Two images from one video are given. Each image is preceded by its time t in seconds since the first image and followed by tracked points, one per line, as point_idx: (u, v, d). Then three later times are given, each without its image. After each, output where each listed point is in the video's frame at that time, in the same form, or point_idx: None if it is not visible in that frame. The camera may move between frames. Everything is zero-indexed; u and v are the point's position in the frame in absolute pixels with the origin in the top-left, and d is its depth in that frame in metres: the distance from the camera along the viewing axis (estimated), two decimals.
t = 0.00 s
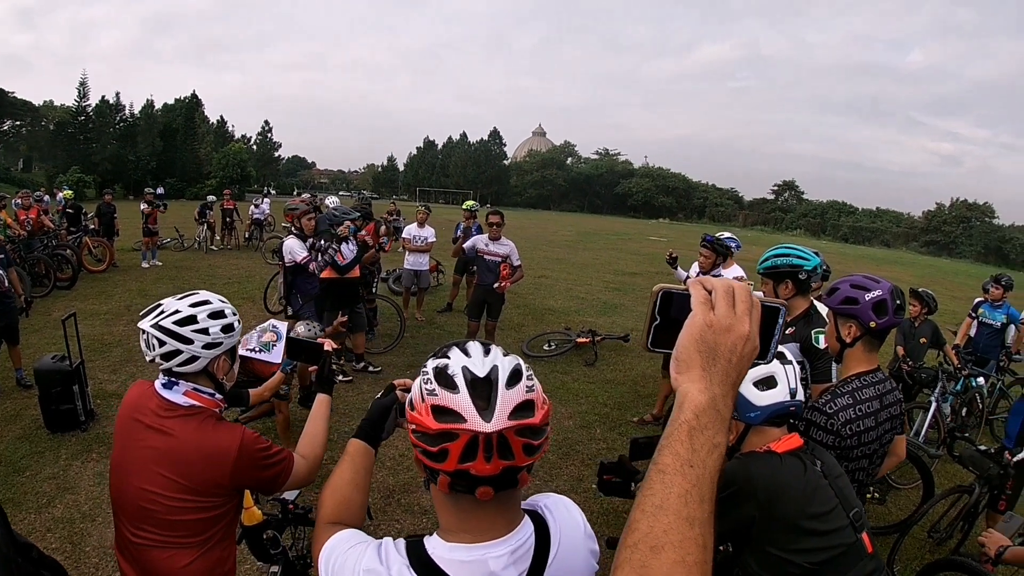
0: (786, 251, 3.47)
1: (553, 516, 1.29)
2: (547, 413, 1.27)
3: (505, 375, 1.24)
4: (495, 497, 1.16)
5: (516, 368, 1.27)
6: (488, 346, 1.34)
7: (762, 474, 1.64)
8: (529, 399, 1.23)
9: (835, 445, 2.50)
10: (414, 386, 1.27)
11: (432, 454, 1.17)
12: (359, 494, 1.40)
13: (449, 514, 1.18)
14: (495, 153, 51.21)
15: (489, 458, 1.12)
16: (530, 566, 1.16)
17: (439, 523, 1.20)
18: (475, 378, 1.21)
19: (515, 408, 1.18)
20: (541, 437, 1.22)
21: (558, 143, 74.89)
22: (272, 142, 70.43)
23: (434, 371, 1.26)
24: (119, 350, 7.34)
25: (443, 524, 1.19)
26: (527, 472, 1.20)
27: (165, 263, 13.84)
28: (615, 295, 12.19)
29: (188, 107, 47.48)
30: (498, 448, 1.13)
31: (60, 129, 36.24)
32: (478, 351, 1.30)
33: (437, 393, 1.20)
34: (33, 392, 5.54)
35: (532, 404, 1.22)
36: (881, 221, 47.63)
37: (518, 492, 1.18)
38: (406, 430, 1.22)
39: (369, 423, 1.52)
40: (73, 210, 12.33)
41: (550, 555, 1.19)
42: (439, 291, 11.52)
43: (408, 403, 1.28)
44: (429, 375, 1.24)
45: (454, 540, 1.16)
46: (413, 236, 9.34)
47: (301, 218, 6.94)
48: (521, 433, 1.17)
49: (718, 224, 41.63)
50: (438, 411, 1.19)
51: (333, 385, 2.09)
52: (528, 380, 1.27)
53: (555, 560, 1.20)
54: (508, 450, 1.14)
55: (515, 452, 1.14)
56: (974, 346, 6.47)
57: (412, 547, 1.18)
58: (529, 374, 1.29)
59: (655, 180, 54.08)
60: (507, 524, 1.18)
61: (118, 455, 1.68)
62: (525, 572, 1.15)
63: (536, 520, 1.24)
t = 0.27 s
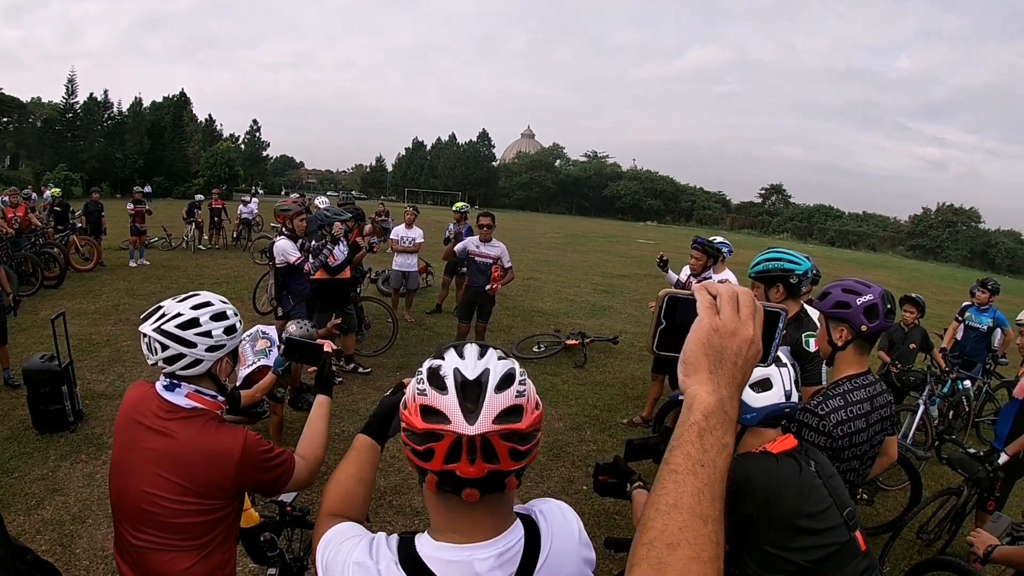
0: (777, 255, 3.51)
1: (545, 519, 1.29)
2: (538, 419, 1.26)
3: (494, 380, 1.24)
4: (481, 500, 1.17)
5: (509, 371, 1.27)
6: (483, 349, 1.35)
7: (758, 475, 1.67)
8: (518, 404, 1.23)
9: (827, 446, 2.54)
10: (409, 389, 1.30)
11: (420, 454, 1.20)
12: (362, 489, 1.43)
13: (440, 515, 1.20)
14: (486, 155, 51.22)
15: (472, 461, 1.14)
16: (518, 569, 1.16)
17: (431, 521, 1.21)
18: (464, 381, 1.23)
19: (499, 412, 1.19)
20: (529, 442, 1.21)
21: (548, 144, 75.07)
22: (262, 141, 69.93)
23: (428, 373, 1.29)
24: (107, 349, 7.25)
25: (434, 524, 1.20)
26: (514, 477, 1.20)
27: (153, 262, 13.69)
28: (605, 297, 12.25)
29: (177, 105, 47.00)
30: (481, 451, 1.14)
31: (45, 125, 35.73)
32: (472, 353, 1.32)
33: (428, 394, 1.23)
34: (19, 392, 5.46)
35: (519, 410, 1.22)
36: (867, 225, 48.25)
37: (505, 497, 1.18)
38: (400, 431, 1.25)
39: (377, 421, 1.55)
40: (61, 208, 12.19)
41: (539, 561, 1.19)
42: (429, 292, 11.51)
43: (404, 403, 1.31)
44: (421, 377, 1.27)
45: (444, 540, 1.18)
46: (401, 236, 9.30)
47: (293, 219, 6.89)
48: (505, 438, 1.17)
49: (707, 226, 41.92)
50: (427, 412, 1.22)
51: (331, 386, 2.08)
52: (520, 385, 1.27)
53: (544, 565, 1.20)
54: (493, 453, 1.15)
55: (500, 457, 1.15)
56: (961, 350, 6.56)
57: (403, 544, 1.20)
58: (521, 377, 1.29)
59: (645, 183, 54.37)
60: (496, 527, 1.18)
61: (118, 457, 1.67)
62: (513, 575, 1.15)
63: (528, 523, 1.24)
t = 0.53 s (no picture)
0: (770, 260, 3.55)
1: (541, 519, 1.28)
2: (534, 419, 1.25)
3: (490, 377, 1.25)
4: (473, 496, 1.18)
5: (506, 370, 1.27)
6: (484, 349, 1.37)
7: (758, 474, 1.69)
8: (512, 403, 1.22)
9: (818, 447, 2.58)
10: (409, 385, 1.32)
11: (415, 446, 1.22)
12: (369, 481, 1.47)
13: (435, 509, 1.21)
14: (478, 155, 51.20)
15: (461, 455, 1.14)
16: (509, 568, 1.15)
17: (429, 515, 1.23)
18: (462, 377, 1.24)
19: (491, 410, 1.19)
20: (521, 441, 1.20)
21: (539, 145, 75.16)
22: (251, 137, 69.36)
23: (428, 369, 1.32)
24: (95, 346, 7.16)
25: (430, 518, 1.21)
26: (507, 476, 1.20)
27: (140, 258, 13.54)
28: (593, 299, 12.31)
29: (166, 100, 46.48)
30: (471, 446, 1.15)
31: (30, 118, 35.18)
32: (473, 352, 1.34)
33: (425, 387, 1.25)
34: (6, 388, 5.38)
35: (512, 409, 1.21)
36: (853, 230, 48.86)
37: (498, 496, 1.18)
38: (398, 424, 1.28)
39: (388, 415, 1.58)
40: (48, 201, 12.05)
41: (532, 560, 1.18)
42: (418, 291, 11.49)
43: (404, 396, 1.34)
44: (421, 372, 1.30)
45: (439, 533, 1.19)
46: (391, 235, 9.28)
47: (288, 218, 6.83)
48: (496, 436, 1.17)
49: (696, 229, 42.22)
50: (422, 405, 1.25)
51: (334, 384, 2.08)
52: (517, 385, 1.26)
53: (537, 565, 1.19)
54: (483, 449, 1.15)
55: (489, 454, 1.15)
56: (947, 354, 6.66)
57: (399, 536, 1.21)
58: (519, 377, 1.29)
59: (635, 185, 54.64)
60: (488, 525, 1.19)
61: (122, 454, 1.66)
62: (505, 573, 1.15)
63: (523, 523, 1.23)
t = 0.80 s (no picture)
0: (759, 265, 3.61)
1: (533, 517, 1.27)
2: (525, 417, 1.27)
3: (481, 376, 1.27)
4: (463, 492, 1.19)
5: (499, 370, 1.30)
6: (476, 349, 1.39)
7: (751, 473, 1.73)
8: (502, 401, 1.24)
9: (807, 449, 2.63)
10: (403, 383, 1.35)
11: (407, 440, 1.24)
12: (371, 477, 1.49)
13: (427, 503, 1.22)
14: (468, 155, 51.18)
15: (450, 450, 1.16)
16: (498, 565, 1.14)
17: (421, 511, 1.24)
18: (453, 375, 1.27)
19: (481, 407, 1.21)
20: (510, 439, 1.22)
21: (528, 146, 75.26)
22: (238, 133, 68.69)
23: (421, 368, 1.35)
24: (81, 344, 7.07)
25: (422, 513, 1.22)
26: (497, 472, 1.21)
27: (126, 255, 13.37)
28: (580, 300, 12.38)
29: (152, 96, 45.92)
30: (459, 442, 1.16)
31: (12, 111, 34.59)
32: (465, 352, 1.37)
33: (417, 383, 1.28)
34: None
35: (502, 406, 1.23)
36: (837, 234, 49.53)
37: (488, 492, 1.20)
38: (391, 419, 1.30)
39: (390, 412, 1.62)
40: (35, 197, 11.90)
41: (521, 558, 1.16)
42: (406, 291, 11.48)
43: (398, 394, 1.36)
44: (414, 370, 1.32)
45: (429, 529, 1.20)
46: (379, 235, 9.25)
47: (280, 217, 6.80)
48: (484, 432, 1.19)
49: (683, 232, 42.54)
50: (415, 400, 1.27)
51: (333, 384, 2.10)
52: (508, 383, 1.28)
53: (526, 563, 1.17)
54: (471, 445, 1.17)
55: (478, 450, 1.17)
56: (931, 358, 6.78)
57: (391, 530, 1.22)
58: (511, 375, 1.31)
59: (624, 187, 54.93)
60: (477, 521, 1.19)
61: (123, 454, 1.66)
62: (494, 570, 1.14)
63: (515, 519, 1.22)
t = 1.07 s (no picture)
0: (752, 264, 3.63)
1: (517, 513, 1.26)
2: (505, 412, 1.25)
3: (463, 370, 1.26)
4: (444, 487, 1.19)
5: (482, 365, 1.29)
6: (461, 344, 1.39)
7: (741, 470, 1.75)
8: (482, 396, 1.23)
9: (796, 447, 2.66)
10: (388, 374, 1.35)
11: (388, 433, 1.24)
12: (368, 471, 1.50)
13: (409, 497, 1.23)
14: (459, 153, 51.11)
15: (428, 441, 1.17)
16: (477, 561, 1.14)
17: (405, 505, 1.25)
18: (435, 369, 1.26)
19: (460, 400, 1.20)
20: (489, 433, 1.21)
21: (520, 144, 75.25)
22: (227, 128, 67.98)
23: (406, 362, 1.35)
24: (68, 340, 6.98)
25: (405, 507, 1.23)
26: (477, 467, 1.20)
27: (113, 251, 13.22)
28: (569, 299, 12.41)
29: (140, 90, 45.39)
30: (438, 434, 1.16)
31: None
32: (450, 347, 1.36)
33: (399, 376, 1.28)
34: None
35: (481, 401, 1.23)
36: (825, 235, 50.04)
37: (470, 486, 1.20)
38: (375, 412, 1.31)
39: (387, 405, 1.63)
40: (21, 192, 11.75)
41: (501, 555, 1.16)
42: (396, 289, 11.45)
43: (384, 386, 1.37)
44: (399, 364, 1.33)
45: (411, 522, 1.20)
46: (369, 232, 9.22)
47: (274, 214, 6.80)
48: (463, 426, 1.18)
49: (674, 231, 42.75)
50: (397, 394, 1.27)
51: (328, 380, 2.10)
52: (490, 378, 1.28)
53: (506, 561, 1.16)
54: (449, 438, 1.16)
55: (457, 443, 1.16)
56: (917, 358, 6.88)
57: (375, 522, 1.24)
58: (494, 371, 1.31)
59: (614, 186, 55.11)
60: (457, 517, 1.19)
61: (117, 452, 1.65)
62: (474, 565, 1.14)
63: (497, 515, 1.22)
